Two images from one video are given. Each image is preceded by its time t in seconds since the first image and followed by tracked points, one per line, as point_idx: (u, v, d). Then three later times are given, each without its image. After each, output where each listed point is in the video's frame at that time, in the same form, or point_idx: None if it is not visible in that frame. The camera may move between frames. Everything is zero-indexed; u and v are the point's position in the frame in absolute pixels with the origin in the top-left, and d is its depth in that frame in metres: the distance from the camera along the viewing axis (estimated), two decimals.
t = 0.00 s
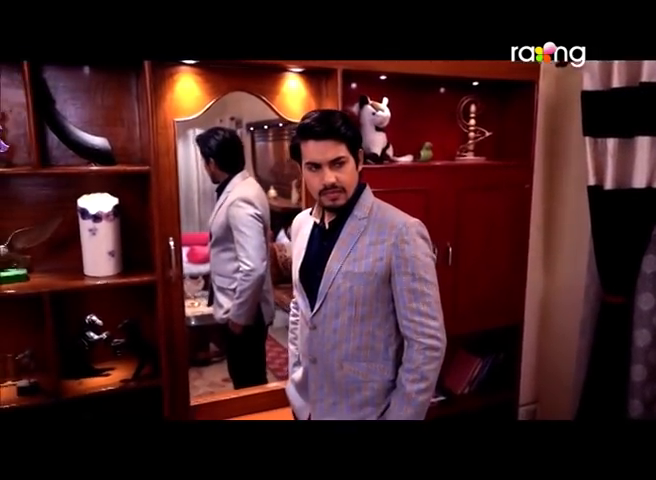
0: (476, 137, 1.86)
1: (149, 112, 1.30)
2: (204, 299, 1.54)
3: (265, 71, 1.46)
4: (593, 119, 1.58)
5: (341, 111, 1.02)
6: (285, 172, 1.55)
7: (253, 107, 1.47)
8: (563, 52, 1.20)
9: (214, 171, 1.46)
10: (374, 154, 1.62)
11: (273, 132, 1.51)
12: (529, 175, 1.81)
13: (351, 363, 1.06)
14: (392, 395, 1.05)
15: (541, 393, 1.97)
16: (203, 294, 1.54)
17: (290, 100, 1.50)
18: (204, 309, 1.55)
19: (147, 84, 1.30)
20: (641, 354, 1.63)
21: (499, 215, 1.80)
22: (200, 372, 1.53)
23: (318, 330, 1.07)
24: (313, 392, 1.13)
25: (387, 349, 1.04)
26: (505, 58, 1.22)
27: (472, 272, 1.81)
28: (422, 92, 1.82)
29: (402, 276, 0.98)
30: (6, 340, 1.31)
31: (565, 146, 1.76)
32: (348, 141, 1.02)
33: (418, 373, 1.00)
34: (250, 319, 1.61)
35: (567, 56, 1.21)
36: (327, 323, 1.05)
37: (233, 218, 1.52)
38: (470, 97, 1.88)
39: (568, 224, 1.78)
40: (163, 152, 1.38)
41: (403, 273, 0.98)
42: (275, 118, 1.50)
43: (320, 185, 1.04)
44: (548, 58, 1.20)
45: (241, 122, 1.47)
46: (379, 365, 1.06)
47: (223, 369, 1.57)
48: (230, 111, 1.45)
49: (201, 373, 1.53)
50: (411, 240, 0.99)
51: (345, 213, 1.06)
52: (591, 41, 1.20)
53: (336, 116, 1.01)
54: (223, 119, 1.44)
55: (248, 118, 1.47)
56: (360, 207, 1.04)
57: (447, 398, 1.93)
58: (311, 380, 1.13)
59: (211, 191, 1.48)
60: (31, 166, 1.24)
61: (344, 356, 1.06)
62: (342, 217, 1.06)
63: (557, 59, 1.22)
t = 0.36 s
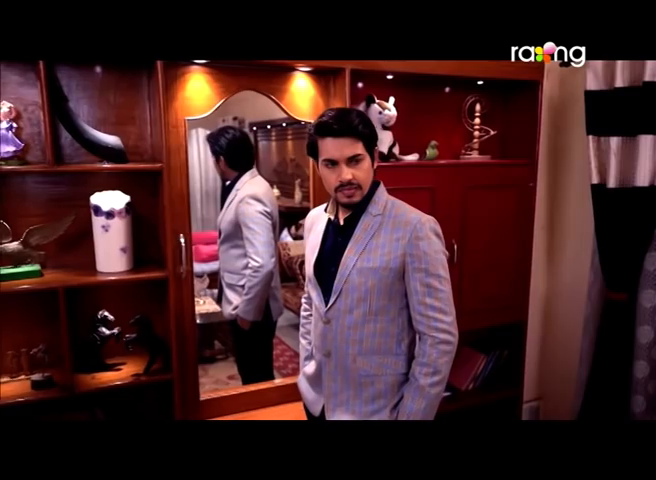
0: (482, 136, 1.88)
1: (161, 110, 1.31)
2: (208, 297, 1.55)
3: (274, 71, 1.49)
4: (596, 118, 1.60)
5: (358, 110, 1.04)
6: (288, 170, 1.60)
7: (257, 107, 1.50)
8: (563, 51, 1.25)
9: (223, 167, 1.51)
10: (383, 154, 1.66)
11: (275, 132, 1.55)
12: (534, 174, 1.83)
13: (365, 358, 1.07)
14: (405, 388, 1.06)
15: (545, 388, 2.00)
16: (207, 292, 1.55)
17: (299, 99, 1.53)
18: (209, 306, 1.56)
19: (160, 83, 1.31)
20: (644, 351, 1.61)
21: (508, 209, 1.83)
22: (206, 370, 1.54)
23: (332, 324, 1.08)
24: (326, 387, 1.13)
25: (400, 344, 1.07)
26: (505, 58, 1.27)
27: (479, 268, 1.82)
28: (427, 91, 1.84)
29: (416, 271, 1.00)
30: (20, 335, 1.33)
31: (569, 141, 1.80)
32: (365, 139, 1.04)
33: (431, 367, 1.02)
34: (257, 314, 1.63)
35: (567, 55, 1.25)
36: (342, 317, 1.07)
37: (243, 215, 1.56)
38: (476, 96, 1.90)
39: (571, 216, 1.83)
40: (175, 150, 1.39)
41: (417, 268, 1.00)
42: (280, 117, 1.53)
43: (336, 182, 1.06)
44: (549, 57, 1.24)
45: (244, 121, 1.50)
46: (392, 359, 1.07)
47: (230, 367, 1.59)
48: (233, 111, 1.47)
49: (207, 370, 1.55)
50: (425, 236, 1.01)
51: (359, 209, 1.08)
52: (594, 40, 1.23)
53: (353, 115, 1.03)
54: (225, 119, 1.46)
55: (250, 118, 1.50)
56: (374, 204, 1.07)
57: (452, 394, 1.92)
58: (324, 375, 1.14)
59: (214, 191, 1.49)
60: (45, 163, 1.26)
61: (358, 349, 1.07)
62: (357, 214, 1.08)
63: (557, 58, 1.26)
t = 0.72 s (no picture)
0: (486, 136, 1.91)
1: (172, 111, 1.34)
2: (213, 294, 1.56)
3: (283, 72, 1.53)
4: (597, 117, 1.63)
5: (372, 110, 1.08)
6: (291, 170, 1.61)
7: (259, 107, 1.52)
8: (563, 52, 1.25)
9: (231, 167, 1.52)
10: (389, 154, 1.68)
11: (278, 132, 1.56)
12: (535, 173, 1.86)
13: (378, 351, 1.11)
14: (418, 380, 1.11)
15: (546, 385, 2.02)
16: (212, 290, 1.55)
17: (306, 99, 1.56)
18: (215, 305, 1.57)
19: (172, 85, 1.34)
20: (645, 347, 1.63)
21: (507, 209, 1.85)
22: (212, 366, 1.57)
23: (346, 319, 1.12)
24: (339, 381, 1.16)
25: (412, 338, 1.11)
26: (505, 58, 1.28)
27: (482, 266, 1.85)
28: (432, 92, 1.87)
29: (429, 267, 1.04)
30: (35, 329, 1.36)
31: (570, 140, 1.83)
32: (380, 139, 1.07)
33: (443, 359, 1.07)
34: (264, 310, 1.66)
35: (567, 55, 1.26)
36: (356, 312, 1.10)
37: (250, 213, 1.57)
38: (479, 96, 1.93)
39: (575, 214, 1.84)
40: (186, 150, 1.43)
41: (430, 265, 1.04)
42: (283, 117, 1.55)
43: (352, 181, 1.08)
44: (548, 58, 1.25)
45: (246, 122, 1.51)
46: (404, 352, 1.11)
47: (235, 364, 1.62)
48: (235, 111, 1.49)
49: (212, 367, 1.57)
50: (438, 233, 1.05)
51: (374, 207, 1.11)
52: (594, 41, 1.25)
53: (369, 115, 1.06)
54: (228, 119, 1.48)
55: (253, 118, 1.52)
56: (388, 202, 1.10)
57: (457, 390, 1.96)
58: (337, 369, 1.16)
59: (216, 190, 1.51)
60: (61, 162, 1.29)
61: (372, 343, 1.11)
62: (370, 212, 1.11)
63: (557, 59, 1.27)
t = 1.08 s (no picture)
0: (485, 136, 1.94)
1: (179, 111, 1.36)
2: (217, 293, 1.59)
3: (287, 73, 1.56)
4: (596, 117, 1.66)
5: (379, 110, 1.11)
6: (292, 170, 1.63)
7: (259, 108, 1.54)
8: (563, 52, 1.27)
9: (237, 166, 1.54)
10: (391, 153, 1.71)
11: (279, 132, 1.58)
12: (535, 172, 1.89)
13: (384, 345, 1.14)
14: (422, 373, 1.14)
15: (546, 381, 2.04)
16: (216, 289, 1.59)
17: (309, 99, 1.59)
18: (217, 304, 1.59)
19: (179, 87, 1.37)
20: (642, 342, 1.67)
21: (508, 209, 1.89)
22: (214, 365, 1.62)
23: (352, 313, 1.15)
24: (345, 374, 1.19)
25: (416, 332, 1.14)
26: (505, 58, 1.29)
27: (482, 264, 1.88)
28: (433, 92, 1.90)
29: (434, 263, 1.08)
30: (45, 325, 1.39)
31: (570, 139, 1.86)
32: (387, 138, 1.11)
33: (448, 352, 1.10)
34: (268, 307, 1.68)
35: (567, 55, 1.27)
36: (362, 307, 1.13)
37: (255, 211, 1.58)
38: (479, 96, 1.96)
39: (572, 215, 1.89)
40: (192, 149, 1.47)
41: (435, 260, 1.08)
42: (284, 118, 1.58)
43: (359, 178, 1.12)
44: (548, 58, 1.27)
45: (247, 122, 1.53)
46: (409, 345, 1.15)
47: (238, 362, 1.65)
48: (236, 112, 1.51)
49: (215, 365, 1.62)
50: (442, 230, 1.08)
51: (379, 204, 1.14)
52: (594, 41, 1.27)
53: (376, 115, 1.10)
54: (229, 120, 1.51)
55: (254, 118, 1.54)
56: (393, 199, 1.13)
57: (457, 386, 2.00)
58: (343, 362, 1.20)
59: (217, 192, 1.53)
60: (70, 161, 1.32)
61: (377, 337, 1.14)
62: (377, 209, 1.14)
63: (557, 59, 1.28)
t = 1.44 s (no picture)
0: (483, 134, 1.96)
1: (182, 110, 1.39)
2: (217, 290, 1.62)
3: (288, 73, 1.58)
4: (592, 116, 1.69)
5: (379, 109, 1.14)
6: (291, 168, 1.65)
7: (259, 107, 1.56)
8: (562, 51, 1.30)
9: (238, 165, 1.56)
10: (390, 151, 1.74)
11: (279, 131, 1.60)
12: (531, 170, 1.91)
13: (384, 339, 1.17)
14: (421, 366, 1.17)
15: (542, 376, 2.08)
16: (216, 286, 1.61)
17: (309, 97, 1.62)
18: (217, 301, 1.62)
19: (182, 86, 1.39)
20: (637, 338, 1.69)
21: (506, 208, 1.91)
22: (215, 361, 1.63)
23: (353, 308, 1.17)
24: (346, 367, 1.22)
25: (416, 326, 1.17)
26: (505, 58, 1.33)
27: (480, 261, 1.91)
28: (431, 91, 1.92)
29: (433, 258, 1.10)
30: (51, 320, 1.42)
31: (566, 139, 1.89)
32: (387, 136, 1.14)
33: (446, 346, 1.13)
34: (268, 303, 1.71)
35: (567, 55, 1.30)
36: (363, 301, 1.16)
37: (256, 209, 1.61)
38: (477, 95, 1.98)
39: (568, 214, 1.93)
40: (194, 147, 1.49)
41: (434, 256, 1.10)
42: (283, 117, 1.60)
43: (359, 176, 1.14)
44: (548, 57, 1.30)
45: (246, 121, 1.55)
46: (409, 339, 1.17)
47: (238, 359, 1.67)
48: (236, 111, 1.53)
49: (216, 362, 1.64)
50: (441, 226, 1.11)
51: (379, 201, 1.16)
52: (594, 41, 1.30)
53: (376, 114, 1.12)
54: (228, 118, 1.53)
55: (253, 117, 1.56)
56: (393, 196, 1.16)
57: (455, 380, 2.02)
58: (344, 356, 1.22)
59: (216, 190, 1.55)
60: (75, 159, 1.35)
61: (378, 331, 1.16)
62: (376, 206, 1.17)
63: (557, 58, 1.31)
